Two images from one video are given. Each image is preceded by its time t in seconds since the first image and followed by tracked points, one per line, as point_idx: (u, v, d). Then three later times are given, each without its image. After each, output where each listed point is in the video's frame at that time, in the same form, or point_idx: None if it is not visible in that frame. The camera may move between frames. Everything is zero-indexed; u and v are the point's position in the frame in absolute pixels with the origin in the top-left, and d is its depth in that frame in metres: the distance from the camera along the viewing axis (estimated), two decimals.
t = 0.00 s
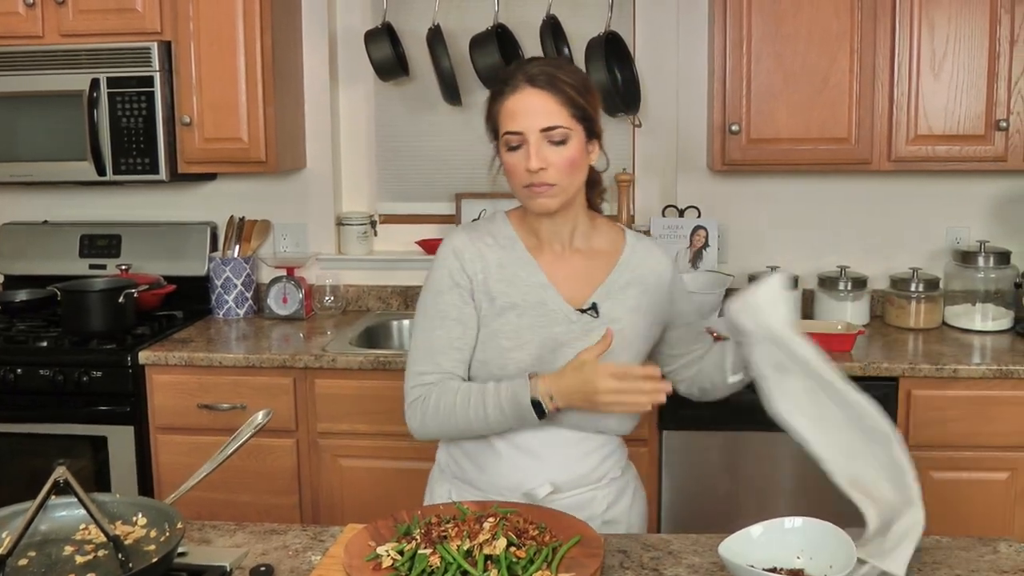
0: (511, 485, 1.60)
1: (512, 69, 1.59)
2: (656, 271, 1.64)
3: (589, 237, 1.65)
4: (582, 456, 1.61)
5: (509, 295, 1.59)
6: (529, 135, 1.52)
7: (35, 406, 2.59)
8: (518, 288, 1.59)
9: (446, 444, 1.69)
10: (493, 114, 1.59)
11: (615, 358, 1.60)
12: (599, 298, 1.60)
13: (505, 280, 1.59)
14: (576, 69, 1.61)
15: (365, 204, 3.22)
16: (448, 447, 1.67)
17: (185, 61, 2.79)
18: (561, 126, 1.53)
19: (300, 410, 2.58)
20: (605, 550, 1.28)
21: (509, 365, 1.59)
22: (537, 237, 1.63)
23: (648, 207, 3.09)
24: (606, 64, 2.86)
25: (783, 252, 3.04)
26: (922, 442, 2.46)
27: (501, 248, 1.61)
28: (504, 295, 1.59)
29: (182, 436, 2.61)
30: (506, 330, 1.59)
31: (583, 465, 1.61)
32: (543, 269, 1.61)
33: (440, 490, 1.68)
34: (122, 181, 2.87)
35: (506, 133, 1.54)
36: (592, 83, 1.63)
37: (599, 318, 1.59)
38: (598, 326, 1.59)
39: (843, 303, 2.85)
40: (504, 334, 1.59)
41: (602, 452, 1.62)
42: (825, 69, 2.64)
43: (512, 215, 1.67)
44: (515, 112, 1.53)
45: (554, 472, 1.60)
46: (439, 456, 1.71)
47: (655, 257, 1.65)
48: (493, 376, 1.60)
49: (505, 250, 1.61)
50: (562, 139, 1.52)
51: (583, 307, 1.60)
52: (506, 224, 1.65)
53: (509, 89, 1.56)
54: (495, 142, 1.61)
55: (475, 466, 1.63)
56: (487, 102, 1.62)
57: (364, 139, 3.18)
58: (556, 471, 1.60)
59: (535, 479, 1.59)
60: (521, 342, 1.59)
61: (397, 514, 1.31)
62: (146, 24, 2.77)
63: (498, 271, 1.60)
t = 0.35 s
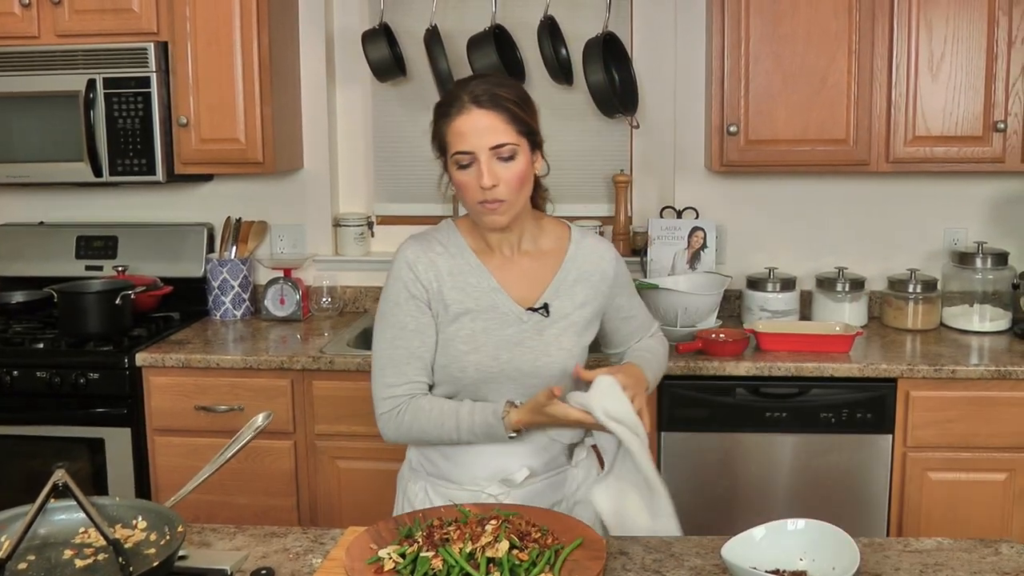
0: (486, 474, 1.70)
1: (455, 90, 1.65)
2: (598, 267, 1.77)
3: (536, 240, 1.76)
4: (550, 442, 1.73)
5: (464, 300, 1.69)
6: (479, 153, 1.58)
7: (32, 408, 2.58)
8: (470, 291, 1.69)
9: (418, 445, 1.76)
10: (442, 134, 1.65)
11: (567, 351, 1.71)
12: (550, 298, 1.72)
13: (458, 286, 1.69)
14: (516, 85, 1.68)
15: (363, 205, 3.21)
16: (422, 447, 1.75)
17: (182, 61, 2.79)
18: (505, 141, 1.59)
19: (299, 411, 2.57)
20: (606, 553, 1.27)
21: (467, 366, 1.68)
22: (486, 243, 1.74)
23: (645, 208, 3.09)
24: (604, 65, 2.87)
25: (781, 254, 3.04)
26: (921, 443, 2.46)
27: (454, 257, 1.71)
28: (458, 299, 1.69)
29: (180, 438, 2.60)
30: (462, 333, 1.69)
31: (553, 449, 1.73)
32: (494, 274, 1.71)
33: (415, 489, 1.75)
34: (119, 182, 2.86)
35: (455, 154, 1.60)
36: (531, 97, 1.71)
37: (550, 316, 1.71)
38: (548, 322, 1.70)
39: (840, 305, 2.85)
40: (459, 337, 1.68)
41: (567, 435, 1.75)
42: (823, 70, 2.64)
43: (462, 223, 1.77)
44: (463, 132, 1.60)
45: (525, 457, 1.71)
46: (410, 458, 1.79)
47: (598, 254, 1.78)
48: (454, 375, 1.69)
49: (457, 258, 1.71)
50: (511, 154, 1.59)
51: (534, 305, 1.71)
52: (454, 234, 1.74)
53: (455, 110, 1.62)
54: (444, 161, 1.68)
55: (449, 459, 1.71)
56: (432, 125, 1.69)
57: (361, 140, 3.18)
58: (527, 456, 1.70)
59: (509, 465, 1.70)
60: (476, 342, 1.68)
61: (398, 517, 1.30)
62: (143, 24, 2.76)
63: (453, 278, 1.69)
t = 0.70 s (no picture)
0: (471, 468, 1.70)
1: (444, 91, 1.64)
2: (587, 267, 1.73)
3: (522, 239, 1.73)
4: (539, 437, 1.73)
5: (448, 296, 1.68)
6: (464, 154, 1.57)
7: (29, 410, 2.56)
8: (455, 288, 1.68)
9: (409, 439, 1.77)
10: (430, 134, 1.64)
11: (552, 350, 1.69)
12: (534, 297, 1.69)
13: (443, 283, 1.68)
14: (505, 88, 1.66)
15: (361, 207, 3.20)
16: (415, 440, 1.76)
17: (180, 62, 2.77)
18: (491, 142, 1.58)
19: (298, 413, 2.56)
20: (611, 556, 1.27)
21: (452, 360, 1.67)
22: (473, 242, 1.72)
23: (644, 210, 3.09)
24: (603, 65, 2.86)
25: (779, 255, 3.03)
26: (921, 444, 2.46)
27: (442, 253, 1.70)
28: (443, 296, 1.68)
29: (178, 440, 2.59)
30: (447, 329, 1.68)
31: (540, 446, 1.73)
32: (479, 271, 1.70)
33: (406, 483, 1.76)
34: (116, 183, 2.85)
35: (442, 154, 1.59)
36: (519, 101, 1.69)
37: (533, 314, 1.68)
38: (532, 320, 1.68)
39: (840, 306, 2.85)
40: (444, 334, 1.67)
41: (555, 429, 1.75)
42: (824, 72, 2.64)
43: (451, 223, 1.76)
44: (449, 132, 1.58)
45: (511, 452, 1.71)
46: (403, 451, 1.79)
47: (588, 255, 1.73)
48: (439, 370, 1.69)
49: (444, 255, 1.70)
50: (495, 156, 1.57)
51: (518, 303, 1.69)
52: (444, 232, 1.73)
53: (443, 111, 1.61)
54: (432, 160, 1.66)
55: (437, 454, 1.72)
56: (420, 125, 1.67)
57: (360, 141, 3.17)
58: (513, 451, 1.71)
59: (494, 459, 1.70)
60: (461, 337, 1.67)
61: (401, 520, 1.28)
62: (141, 24, 2.75)
63: (439, 274, 1.69)
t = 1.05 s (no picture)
0: (469, 465, 1.70)
1: (451, 92, 1.63)
2: (587, 271, 1.71)
3: (524, 241, 1.72)
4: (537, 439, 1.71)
5: (448, 299, 1.68)
6: (468, 156, 1.56)
7: (25, 412, 2.55)
8: (455, 291, 1.68)
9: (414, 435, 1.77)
10: (436, 135, 1.63)
11: (548, 355, 1.67)
12: (532, 301, 1.68)
13: (443, 286, 1.68)
14: (513, 91, 1.65)
15: (358, 207, 3.19)
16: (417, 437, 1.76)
17: (176, 62, 2.76)
18: (497, 144, 1.57)
19: (296, 415, 2.55)
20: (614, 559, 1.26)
21: (448, 361, 1.67)
22: (475, 244, 1.72)
23: (641, 210, 3.08)
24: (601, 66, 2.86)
25: (777, 255, 3.03)
26: (920, 444, 2.46)
27: (443, 255, 1.70)
28: (442, 299, 1.68)
29: (174, 442, 2.57)
30: (445, 331, 1.68)
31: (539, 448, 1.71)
32: (479, 273, 1.70)
33: (408, 476, 1.76)
34: (112, 184, 2.83)
35: (446, 153, 1.58)
36: (526, 105, 1.68)
37: (530, 318, 1.67)
38: (529, 324, 1.67)
39: (838, 306, 2.85)
40: (442, 336, 1.67)
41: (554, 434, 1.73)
42: (821, 72, 2.63)
43: (454, 222, 1.75)
44: (454, 133, 1.57)
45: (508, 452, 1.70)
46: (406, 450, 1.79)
47: (588, 258, 1.72)
48: (436, 371, 1.69)
49: (445, 257, 1.70)
50: (499, 159, 1.56)
51: (516, 306, 1.68)
52: (447, 233, 1.73)
53: (450, 111, 1.60)
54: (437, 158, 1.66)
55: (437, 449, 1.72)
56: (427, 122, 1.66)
57: (356, 141, 3.16)
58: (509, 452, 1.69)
59: (493, 458, 1.69)
60: (458, 340, 1.67)
61: (402, 524, 1.27)
62: (137, 24, 2.74)
63: (439, 276, 1.69)
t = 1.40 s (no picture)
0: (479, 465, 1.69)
1: (453, 94, 1.62)
2: (588, 270, 1.70)
3: (526, 241, 1.71)
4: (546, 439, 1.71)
5: (452, 302, 1.67)
6: (470, 158, 1.55)
7: (19, 415, 2.53)
8: (459, 294, 1.67)
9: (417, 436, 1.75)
10: (437, 138, 1.63)
11: (552, 356, 1.67)
12: (536, 301, 1.67)
13: (447, 289, 1.67)
14: (514, 93, 1.65)
15: (355, 208, 3.18)
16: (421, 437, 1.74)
17: (171, 62, 2.75)
18: (499, 148, 1.56)
19: (293, 416, 2.54)
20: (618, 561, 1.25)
21: (455, 362, 1.67)
22: (478, 245, 1.71)
23: (638, 211, 3.08)
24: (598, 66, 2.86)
25: (774, 256, 3.03)
26: (919, 445, 2.45)
27: (445, 259, 1.69)
28: (447, 303, 1.67)
29: (170, 444, 2.56)
30: (449, 334, 1.67)
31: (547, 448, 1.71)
32: (482, 276, 1.69)
33: (412, 478, 1.73)
34: (107, 185, 2.82)
35: (448, 155, 1.57)
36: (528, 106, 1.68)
37: (536, 318, 1.66)
38: (534, 325, 1.66)
39: (835, 306, 2.85)
40: (446, 339, 1.67)
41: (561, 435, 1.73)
42: (819, 72, 2.63)
43: (455, 224, 1.75)
44: (456, 137, 1.57)
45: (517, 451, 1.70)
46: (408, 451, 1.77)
47: (589, 256, 1.71)
48: (444, 374, 1.68)
49: (448, 260, 1.69)
50: (502, 161, 1.56)
51: (520, 307, 1.67)
52: (448, 236, 1.72)
53: (451, 113, 1.60)
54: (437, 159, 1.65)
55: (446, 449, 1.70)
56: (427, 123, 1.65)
57: (353, 142, 3.14)
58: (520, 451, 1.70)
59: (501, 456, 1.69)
60: (464, 343, 1.67)
61: (404, 526, 1.26)
62: (132, 24, 2.72)
63: (442, 280, 1.68)
